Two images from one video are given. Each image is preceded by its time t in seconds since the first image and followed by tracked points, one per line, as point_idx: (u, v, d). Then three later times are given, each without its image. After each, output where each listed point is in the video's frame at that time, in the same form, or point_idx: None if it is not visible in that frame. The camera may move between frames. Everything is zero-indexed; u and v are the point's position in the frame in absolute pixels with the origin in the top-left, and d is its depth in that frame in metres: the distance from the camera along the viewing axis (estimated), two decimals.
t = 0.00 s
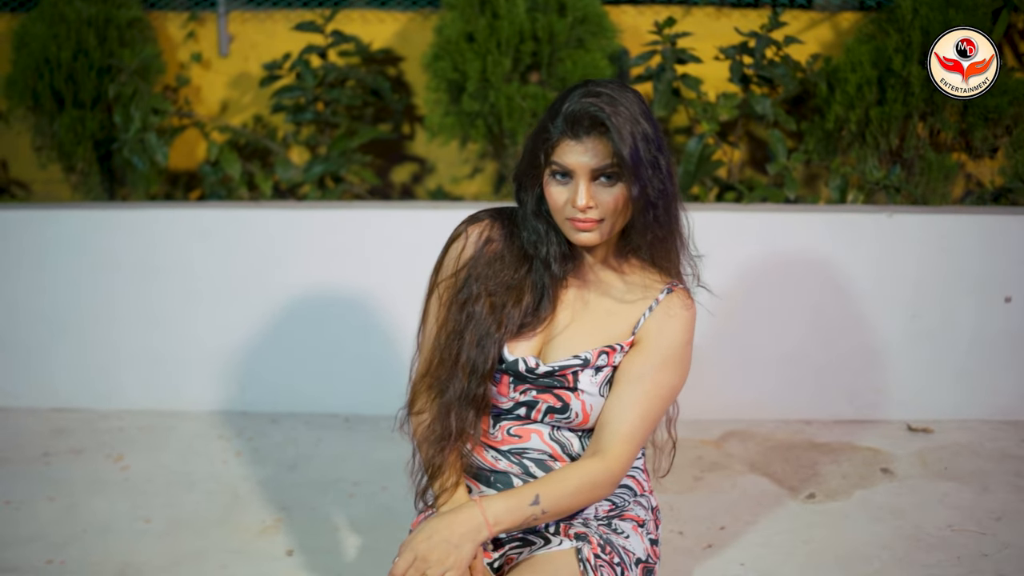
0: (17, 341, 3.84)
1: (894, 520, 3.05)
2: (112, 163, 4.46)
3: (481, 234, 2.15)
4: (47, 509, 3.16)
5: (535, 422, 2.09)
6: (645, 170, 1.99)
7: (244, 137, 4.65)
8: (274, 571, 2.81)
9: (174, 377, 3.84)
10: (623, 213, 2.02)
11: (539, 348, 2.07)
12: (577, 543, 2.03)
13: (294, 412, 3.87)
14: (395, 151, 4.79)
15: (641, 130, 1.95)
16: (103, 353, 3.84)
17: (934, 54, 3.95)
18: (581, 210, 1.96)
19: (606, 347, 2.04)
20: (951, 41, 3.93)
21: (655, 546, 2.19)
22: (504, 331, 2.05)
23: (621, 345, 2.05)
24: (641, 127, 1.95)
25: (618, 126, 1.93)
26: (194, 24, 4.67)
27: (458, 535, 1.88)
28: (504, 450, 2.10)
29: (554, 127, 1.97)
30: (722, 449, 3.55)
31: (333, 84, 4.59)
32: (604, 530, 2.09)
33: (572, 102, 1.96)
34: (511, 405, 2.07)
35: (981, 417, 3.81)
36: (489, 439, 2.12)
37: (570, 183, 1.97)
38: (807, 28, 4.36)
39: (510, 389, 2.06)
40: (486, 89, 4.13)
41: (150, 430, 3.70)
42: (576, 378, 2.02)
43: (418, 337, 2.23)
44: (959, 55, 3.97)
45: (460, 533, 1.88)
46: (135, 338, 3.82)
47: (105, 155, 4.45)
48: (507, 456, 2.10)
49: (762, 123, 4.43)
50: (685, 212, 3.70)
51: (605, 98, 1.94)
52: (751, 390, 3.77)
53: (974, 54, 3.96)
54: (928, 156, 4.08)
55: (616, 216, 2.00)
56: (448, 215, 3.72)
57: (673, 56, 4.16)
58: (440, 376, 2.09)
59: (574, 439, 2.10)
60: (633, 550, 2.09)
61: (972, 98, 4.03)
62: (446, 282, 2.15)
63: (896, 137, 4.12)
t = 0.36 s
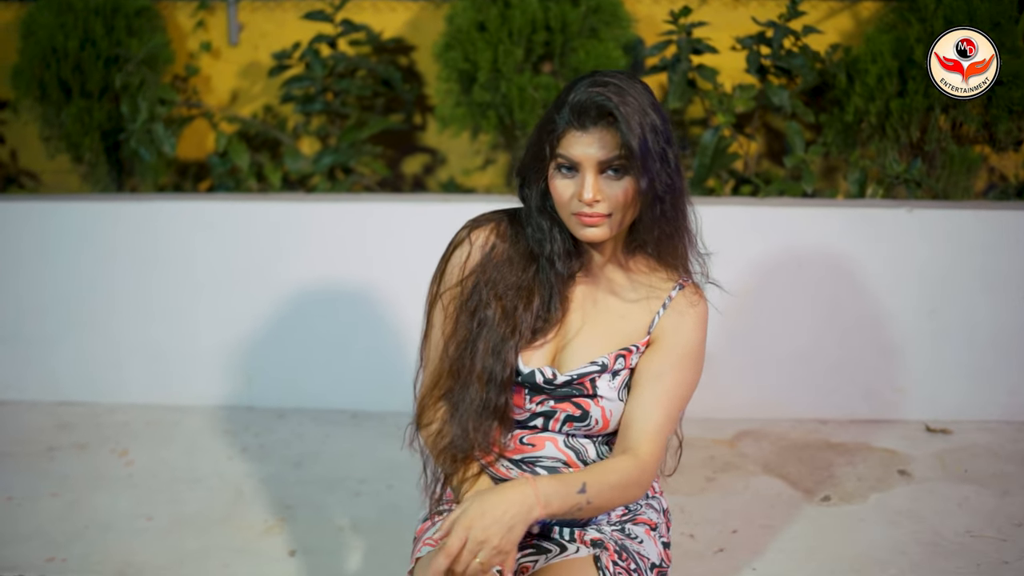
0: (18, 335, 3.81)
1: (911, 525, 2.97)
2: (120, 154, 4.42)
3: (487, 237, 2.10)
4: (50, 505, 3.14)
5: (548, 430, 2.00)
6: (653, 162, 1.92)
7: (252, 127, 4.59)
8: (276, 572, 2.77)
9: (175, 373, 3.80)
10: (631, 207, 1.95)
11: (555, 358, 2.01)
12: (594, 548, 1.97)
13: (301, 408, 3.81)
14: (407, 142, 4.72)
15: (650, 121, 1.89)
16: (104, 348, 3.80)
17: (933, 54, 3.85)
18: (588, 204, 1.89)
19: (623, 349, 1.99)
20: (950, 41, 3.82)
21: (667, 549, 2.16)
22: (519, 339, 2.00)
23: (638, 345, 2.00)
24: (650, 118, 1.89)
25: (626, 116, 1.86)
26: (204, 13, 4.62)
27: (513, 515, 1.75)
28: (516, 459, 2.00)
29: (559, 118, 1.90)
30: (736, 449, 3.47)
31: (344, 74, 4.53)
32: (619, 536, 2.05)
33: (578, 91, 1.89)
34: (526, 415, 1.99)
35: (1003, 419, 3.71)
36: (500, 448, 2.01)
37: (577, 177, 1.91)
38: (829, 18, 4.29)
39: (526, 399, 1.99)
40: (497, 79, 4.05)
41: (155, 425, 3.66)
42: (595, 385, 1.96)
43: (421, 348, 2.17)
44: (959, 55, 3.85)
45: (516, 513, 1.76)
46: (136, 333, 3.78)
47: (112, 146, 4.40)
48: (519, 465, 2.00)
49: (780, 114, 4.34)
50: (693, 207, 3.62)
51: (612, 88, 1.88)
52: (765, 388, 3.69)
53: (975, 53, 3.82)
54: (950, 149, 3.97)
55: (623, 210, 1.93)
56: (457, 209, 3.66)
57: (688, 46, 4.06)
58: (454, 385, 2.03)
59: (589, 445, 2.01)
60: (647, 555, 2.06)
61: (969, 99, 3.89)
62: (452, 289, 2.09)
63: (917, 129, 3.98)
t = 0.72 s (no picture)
0: (19, 330, 3.78)
1: (926, 534, 2.88)
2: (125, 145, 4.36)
3: (487, 243, 2.04)
4: (46, 504, 3.10)
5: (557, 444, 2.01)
6: (653, 159, 1.87)
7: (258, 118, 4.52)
8: None
9: (176, 369, 3.75)
10: (630, 205, 1.90)
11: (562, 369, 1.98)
12: (603, 560, 2.00)
13: (304, 405, 3.75)
14: (417, 133, 4.65)
15: (649, 116, 1.84)
16: (104, 343, 3.76)
17: (933, 54, 3.79)
18: (585, 204, 1.85)
19: (634, 353, 1.97)
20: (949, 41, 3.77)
21: (674, 557, 2.19)
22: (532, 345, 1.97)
23: (648, 347, 1.98)
24: (648, 113, 1.85)
25: (623, 111, 1.82)
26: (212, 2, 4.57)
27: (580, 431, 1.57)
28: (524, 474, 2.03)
29: (555, 114, 1.86)
30: (747, 452, 3.39)
31: (352, 64, 4.46)
32: (627, 545, 2.08)
33: (575, 86, 1.86)
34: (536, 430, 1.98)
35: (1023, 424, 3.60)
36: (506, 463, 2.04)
37: (573, 176, 1.87)
38: (847, 9, 4.19)
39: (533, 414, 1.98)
40: (506, 71, 3.96)
41: (156, 421, 3.61)
42: (607, 391, 1.94)
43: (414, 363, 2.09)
44: (958, 55, 3.78)
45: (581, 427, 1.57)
46: (136, 327, 3.74)
47: (117, 137, 4.34)
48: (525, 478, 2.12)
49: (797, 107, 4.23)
50: (698, 203, 3.53)
51: (609, 82, 1.83)
52: (777, 389, 3.60)
53: (974, 54, 3.78)
54: (972, 144, 3.85)
55: (622, 209, 1.89)
56: (462, 204, 3.58)
57: (702, 37, 3.94)
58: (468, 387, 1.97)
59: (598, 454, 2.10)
60: (655, 563, 2.09)
61: (972, 99, 3.82)
62: (452, 297, 2.02)
63: (938, 124, 3.88)
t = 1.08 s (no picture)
0: (20, 327, 3.73)
1: (940, 551, 2.78)
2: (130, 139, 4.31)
3: (483, 249, 1.97)
4: (41, 506, 3.05)
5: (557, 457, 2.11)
6: (647, 162, 1.82)
7: (263, 112, 4.46)
8: None
9: (176, 368, 3.68)
10: (625, 210, 1.83)
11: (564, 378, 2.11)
12: None
13: (305, 405, 3.69)
14: (426, 127, 4.56)
15: (641, 117, 1.79)
16: (103, 341, 3.70)
17: (933, 54, 3.72)
18: (575, 211, 1.78)
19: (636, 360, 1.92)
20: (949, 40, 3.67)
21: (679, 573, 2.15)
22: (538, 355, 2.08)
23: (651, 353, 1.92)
24: (641, 114, 1.79)
25: (613, 113, 1.76)
26: None
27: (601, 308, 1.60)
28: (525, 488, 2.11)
29: (544, 117, 1.81)
30: (756, 461, 3.30)
31: (360, 57, 4.38)
32: (628, 562, 2.07)
33: (564, 87, 1.80)
34: (537, 443, 2.09)
35: None
36: (507, 478, 2.12)
37: (563, 182, 1.79)
38: (867, 2, 4.05)
39: (534, 429, 2.08)
40: (514, 65, 3.86)
41: (156, 421, 3.55)
42: (609, 401, 2.06)
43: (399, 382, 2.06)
44: (958, 54, 3.68)
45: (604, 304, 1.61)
46: (136, 324, 3.68)
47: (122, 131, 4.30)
48: (526, 494, 2.12)
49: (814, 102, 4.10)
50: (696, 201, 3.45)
51: (599, 83, 1.78)
52: (788, 395, 3.50)
53: (973, 54, 3.63)
54: (996, 143, 3.72)
55: (615, 215, 1.81)
56: (466, 202, 3.50)
57: (716, 32, 3.86)
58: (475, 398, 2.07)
59: (601, 470, 2.13)
60: None
61: (974, 99, 3.70)
62: (446, 304, 1.94)
63: (959, 122, 3.75)
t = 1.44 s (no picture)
0: (20, 322, 3.69)
1: (952, 565, 2.68)
2: (135, 132, 4.27)
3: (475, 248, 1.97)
4: (36, 506, 3.00)
5: (554, 469, 2.04)
6: (640, 163, 1.76)
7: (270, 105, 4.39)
8: None
9: (176, 365, 3.64)
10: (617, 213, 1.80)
11: (560, 391, 2.05)
12: None
13: (306, 404, 3.63)
14: (436, 121, 4.47)
15: (635, 118, 1.72)
16: (103, 337, 3.66)
17: (933, 54, 3.63)
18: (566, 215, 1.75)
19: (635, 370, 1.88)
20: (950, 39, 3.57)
21: None
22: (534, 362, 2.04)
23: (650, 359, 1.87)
24: (634, 113, 1.72)
25: (604, 113, 1.69)
26: None
27: (604, 220, 1.67)
28: (522, 500, 2.04)
29: (534, 116, 1.75)
30: (764, 467, 3.21)
31: (368, 49, 4.32)
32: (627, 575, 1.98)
33: (555, 83, 1.73)
34: (532, 455, 2.01)
35: None
36: (503, 490, 2.05)
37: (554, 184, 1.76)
38: None
39: (529, 441, 2.00)
40: (522, 59, 3.78)
41: (156, 419, 3.51)
42: (606, 409, 1.99)
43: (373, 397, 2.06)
44: (959, 54, 3.61)
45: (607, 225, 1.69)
46: (136, 321, 3.63)
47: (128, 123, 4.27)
48: (523, 507, 2.04)
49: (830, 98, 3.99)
50: (692, 198, 3.38)
51: (591, 81, 1.70)
52: (798, 399, 3.41)
53: (974, 53, 3.55)
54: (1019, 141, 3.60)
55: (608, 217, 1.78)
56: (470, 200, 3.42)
57: (729, 25, 3.77)
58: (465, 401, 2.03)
59: (600, 481, 2.06)
60: None
61: (972, 101, 3.63)
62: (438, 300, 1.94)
63: (981, 119, 3.65)
